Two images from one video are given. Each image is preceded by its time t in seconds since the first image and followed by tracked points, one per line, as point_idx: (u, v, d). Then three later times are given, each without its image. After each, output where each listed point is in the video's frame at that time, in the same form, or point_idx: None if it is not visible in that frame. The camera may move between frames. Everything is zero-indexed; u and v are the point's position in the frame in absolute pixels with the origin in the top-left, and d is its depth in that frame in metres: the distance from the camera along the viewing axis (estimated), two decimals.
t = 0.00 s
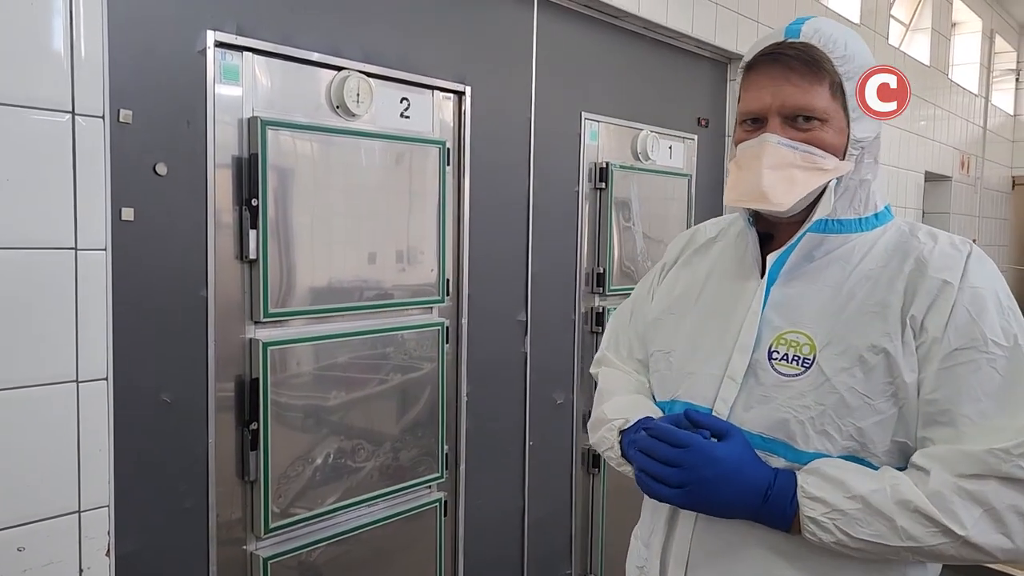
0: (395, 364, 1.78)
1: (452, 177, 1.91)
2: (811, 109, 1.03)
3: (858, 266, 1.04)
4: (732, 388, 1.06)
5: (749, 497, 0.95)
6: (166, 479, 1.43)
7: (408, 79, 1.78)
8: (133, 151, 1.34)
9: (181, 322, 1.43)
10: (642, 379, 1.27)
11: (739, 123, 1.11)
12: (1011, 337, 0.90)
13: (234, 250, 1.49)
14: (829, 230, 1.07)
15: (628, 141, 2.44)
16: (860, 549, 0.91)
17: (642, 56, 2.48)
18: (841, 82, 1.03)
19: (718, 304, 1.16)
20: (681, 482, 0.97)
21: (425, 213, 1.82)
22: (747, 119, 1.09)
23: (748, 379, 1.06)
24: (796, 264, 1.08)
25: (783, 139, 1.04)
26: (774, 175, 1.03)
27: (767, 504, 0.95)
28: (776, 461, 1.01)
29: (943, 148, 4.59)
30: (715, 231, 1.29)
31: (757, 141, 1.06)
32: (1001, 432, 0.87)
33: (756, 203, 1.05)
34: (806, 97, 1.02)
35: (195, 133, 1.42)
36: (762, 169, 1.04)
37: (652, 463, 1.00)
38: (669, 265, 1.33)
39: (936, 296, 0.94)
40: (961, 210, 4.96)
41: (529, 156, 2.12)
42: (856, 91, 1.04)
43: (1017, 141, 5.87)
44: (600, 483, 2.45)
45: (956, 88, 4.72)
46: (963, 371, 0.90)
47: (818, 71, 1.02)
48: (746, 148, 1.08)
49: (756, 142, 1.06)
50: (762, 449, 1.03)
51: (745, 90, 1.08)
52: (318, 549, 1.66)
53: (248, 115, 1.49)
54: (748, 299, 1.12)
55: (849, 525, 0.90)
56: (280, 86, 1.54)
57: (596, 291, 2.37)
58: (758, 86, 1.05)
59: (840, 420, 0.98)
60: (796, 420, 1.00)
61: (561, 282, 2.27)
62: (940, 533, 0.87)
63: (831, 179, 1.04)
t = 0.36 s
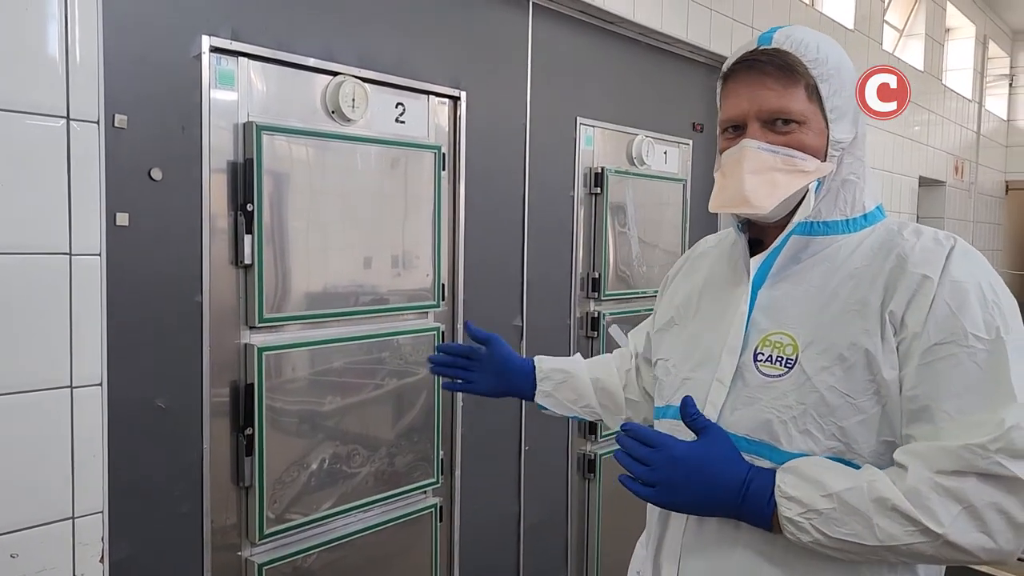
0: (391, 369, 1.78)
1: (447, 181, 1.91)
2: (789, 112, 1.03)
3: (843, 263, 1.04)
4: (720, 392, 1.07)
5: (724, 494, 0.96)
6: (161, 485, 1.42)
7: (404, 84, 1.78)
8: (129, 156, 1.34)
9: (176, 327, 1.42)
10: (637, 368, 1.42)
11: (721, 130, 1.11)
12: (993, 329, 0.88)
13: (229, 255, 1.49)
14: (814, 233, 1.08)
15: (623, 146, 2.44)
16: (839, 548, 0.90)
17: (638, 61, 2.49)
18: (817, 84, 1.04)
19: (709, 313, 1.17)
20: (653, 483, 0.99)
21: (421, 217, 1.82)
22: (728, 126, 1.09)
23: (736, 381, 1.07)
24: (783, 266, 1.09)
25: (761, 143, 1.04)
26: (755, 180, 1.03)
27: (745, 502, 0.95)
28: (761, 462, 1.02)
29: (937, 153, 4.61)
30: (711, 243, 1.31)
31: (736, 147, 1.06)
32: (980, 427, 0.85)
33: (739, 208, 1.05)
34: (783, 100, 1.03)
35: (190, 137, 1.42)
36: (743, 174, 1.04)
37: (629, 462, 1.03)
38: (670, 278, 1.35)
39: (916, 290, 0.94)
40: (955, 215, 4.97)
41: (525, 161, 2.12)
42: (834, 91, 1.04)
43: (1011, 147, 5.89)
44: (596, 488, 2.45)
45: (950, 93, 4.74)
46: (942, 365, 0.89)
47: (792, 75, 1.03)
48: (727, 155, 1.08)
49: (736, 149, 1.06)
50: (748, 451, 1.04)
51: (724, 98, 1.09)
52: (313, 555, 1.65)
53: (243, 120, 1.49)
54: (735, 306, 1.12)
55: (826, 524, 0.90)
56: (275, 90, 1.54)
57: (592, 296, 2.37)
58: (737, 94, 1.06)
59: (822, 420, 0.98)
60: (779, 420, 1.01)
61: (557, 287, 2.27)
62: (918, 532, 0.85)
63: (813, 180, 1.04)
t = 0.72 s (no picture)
0: (386, 372, 1.77)
1: (442, 185, 1.91)
2: (774, 117, 1.03)
3: (830, 268, 1.04)
4: (709, 397, 1.07)
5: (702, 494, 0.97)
6: (155, 489, 1.41)
7: (399, 88, 1.78)
8: (125, 160, 1.34)
9: (171, 331, 1.42)
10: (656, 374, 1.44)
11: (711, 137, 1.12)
12: (974, 333, 0.87)
13: (225, 259, 1.49)
14: (800, 239, 1.08)
15: (618, 149, 2.44)
16: (814, 552, 0.91)
17: (633, 64, 2.49)
18: (802, 89, 1.04)
19: (704, 319, 1.18)
20: (639, 480, 1.03)
21: (416, 221, 1.82)
22: (717, 133, 1.10)
23: (725, 384, 1.07)
24: (774, 272, 1.09)
25: (747, 148, 1.04)
26: (739, 184, 1.04)
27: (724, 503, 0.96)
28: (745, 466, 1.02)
29: (932, 156, 4.62)
30: (710, 254, 1.32)
31: (723, 154, 1.07)
32: (957, 432, 0.85)
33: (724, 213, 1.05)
34: (767, 106, 1.03)
35: (185, 141, 1.42)
36: (727, 180, 1.04)
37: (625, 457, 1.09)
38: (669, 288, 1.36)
39: (899, 295, 0.94)
40: (950, 218, 4.99)
41: (520, 165, 2.13)
42: (820, 95, 1.04)
43: (1006, 150, 5.92)
44: (591, 491, 2.45)
45: (944, 97, 4.76)
46: (921, 370, 0.89)
47: (777, 80, 1.03)
48: (716, 162, 1.09)
49: (723, 155, 1.07)
50: (735, 455, 1.04)
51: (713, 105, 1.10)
52: (308, 560, 1.65)
53: (238, 124, 1.49)
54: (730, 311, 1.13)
55: (803, 526, 0.90)
56: (270, 94, 1.54)
57: (588, 299, 2.37)
58: (724, 100, 1.07)
59: (806, 426, 0.98)
60: (763, 425, 1.01)
61: (552, 290, 2.27)
62: (890, 539, 0.85)
63: (800, 185, 1.04)
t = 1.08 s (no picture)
0: (383, 375, 1.77)
1: (439, 188, 1.91)
2: (775, 119, 1.04)
3: (829, 271, 1.04)
4: (709, 400, 1.07)
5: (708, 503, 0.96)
6: (151, 492, 1.41)
7: (395, 90, 1.78)
8: (122, 162, 1.34)
9: (167, 333, 1.42)
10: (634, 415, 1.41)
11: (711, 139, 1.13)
12: (978, 335, 0.88)
13: (221, 261, 1.49)
14: (799, 241, 1.08)
15: (615, 152, 2.45)
16: (822, 557, 0.90)
17: (629, 67, 2.50)
18: (803, 92, 1.04)
19: (699, 321, 1.17)
20: (640, 493, 1.00)
21: (413, 223, 1.82)
22: (717, 134, 1.11)
23: (724, 387, 1.07)
24: (771, 275, 1.09)
25: (746, 148, 1.05)
26: (737, 184, 1.04)
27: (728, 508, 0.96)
28: (747, 470, 1.02)
29: (927, 159, 4.64)
30: (702, 258, 1.32)
31: (723, 153, 1.07)
32: (964, 433, 0.85)
33: (722, 212, 1.04)
34: (769, 107, 1.04)
35: (181, 143, 1.42)
36: (727, 179, 1.05)
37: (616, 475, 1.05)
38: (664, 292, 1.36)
39: (901, 298, 0.94)
40: (945, 221, 5.01)
41: (517, 167, 2.13)
42: (822, 98, 1.05)
43: (1001, 152, 5.93)
44: (588, 493, 2.44)
45: (939, 100, 4.78)
46: (925, 372, 0.89)
47: (778, 81, 1.04)
48: (715, 162, 1.09)
49: (722, 155, 1.07)
50: (736, 458, 1.04)
51: (712, 107, 1.11)
52: (305, 562, 1.65)
53: (235, 126, 1.49)
54: (726, 314, 1.13)
55: (810, 531, 0.90)
56: (267, 96, 1.54)
57: (585, 301, 2.37)
58: (724, 101, 1.07)
59: (809, 428, 0.98)
60: (766, 428, 1.01)
61: (549, 292, 2.27)
62: (900, 542, 0.85)
63: (799, 186, 1.04)
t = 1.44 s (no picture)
0: (380, 376, 1.77)
1: (436, 189, 1.91)
2: (772, 121, 1.04)
3: (832, 272, 1.04)
4: (715, 406, 1.06)
5: (730, 512, 0.94)
6: (148, 494, 1.41)
7: (392, 91, 1.78)
8: (119, 163, 1.33)
9: (164, 335, 1.41)
10: (618, 414, 1.24)
11: (702, 140, 1.12)
12: (988, 333, 0.89)
13: (218, 263, 1.49)
14: (798, 243, 1.08)
15: (612, 153, 2.45)
16: (850, 557, 0.90)
17: (627, 69, 2.50)
18: (798, 94, 1.05)
19: (693, 323, 1.16)
20: (661, 506, 0.96)
21: (411, 224, 1.82)
22: (710, 136, 1.10)
23: (730, 392, 1.06)
24: (770, 276, 1.09)
25: (744, 151, 1.05)
26: (739, 187, 1.04)
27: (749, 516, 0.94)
28: (762, 475, 1.01)
29: (924, 161, 4.65)
30: (689, 257, 1.30)
31: (720, 155, 1.06)
32: (984, 429, 0.86)
33: (726, 216, 1.05)
34: (766, 109, 1.04)
35: (179, 145, 1.42)
36: (728, 182, 1.04)
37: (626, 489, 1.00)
38: (649, 292, 1.34)
39: (910, 299, 0.95)
40: (942, 223, 5.02)
41: (515, 168, 2.13)
42: (817, 100, 1.06)
43: (997, 153, 5.93)
44: (586, 495, 2.45)
45: (936, 102, 4.79)
46: (940, 371, 0.89)
47: (774, 84, 1.04)
48: (710, 165, 1.09)
49: (719, 157, 1.07)
50: (748, 464, 1.02)
51: (705, 109, 1.10)
52: (303, 564, 1.65)
53: (232, 127, 1.49)
54: (724, 316, 1.12)
55: (838, 532, 0.90)
56: (264, 97, 1.54)
57: (582, 303, 2.38)
58: (718, 103, 1.07)
59: (824, 430, 0.98)
60: (780, 432, 1.00)
61: (547, 293, 2.28)
62: (929, 536, 0.86)
63: (797, 188, 1.05)
